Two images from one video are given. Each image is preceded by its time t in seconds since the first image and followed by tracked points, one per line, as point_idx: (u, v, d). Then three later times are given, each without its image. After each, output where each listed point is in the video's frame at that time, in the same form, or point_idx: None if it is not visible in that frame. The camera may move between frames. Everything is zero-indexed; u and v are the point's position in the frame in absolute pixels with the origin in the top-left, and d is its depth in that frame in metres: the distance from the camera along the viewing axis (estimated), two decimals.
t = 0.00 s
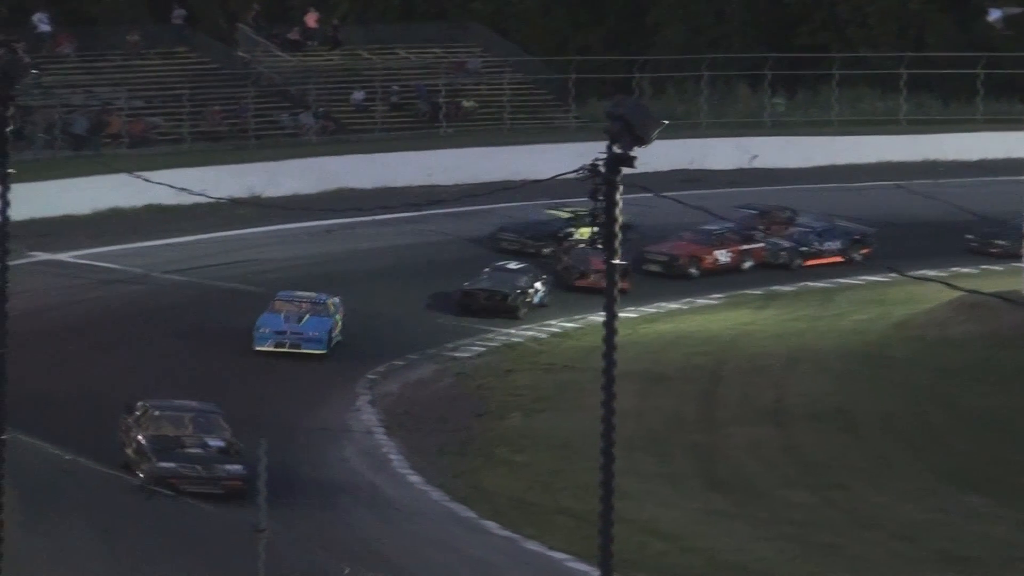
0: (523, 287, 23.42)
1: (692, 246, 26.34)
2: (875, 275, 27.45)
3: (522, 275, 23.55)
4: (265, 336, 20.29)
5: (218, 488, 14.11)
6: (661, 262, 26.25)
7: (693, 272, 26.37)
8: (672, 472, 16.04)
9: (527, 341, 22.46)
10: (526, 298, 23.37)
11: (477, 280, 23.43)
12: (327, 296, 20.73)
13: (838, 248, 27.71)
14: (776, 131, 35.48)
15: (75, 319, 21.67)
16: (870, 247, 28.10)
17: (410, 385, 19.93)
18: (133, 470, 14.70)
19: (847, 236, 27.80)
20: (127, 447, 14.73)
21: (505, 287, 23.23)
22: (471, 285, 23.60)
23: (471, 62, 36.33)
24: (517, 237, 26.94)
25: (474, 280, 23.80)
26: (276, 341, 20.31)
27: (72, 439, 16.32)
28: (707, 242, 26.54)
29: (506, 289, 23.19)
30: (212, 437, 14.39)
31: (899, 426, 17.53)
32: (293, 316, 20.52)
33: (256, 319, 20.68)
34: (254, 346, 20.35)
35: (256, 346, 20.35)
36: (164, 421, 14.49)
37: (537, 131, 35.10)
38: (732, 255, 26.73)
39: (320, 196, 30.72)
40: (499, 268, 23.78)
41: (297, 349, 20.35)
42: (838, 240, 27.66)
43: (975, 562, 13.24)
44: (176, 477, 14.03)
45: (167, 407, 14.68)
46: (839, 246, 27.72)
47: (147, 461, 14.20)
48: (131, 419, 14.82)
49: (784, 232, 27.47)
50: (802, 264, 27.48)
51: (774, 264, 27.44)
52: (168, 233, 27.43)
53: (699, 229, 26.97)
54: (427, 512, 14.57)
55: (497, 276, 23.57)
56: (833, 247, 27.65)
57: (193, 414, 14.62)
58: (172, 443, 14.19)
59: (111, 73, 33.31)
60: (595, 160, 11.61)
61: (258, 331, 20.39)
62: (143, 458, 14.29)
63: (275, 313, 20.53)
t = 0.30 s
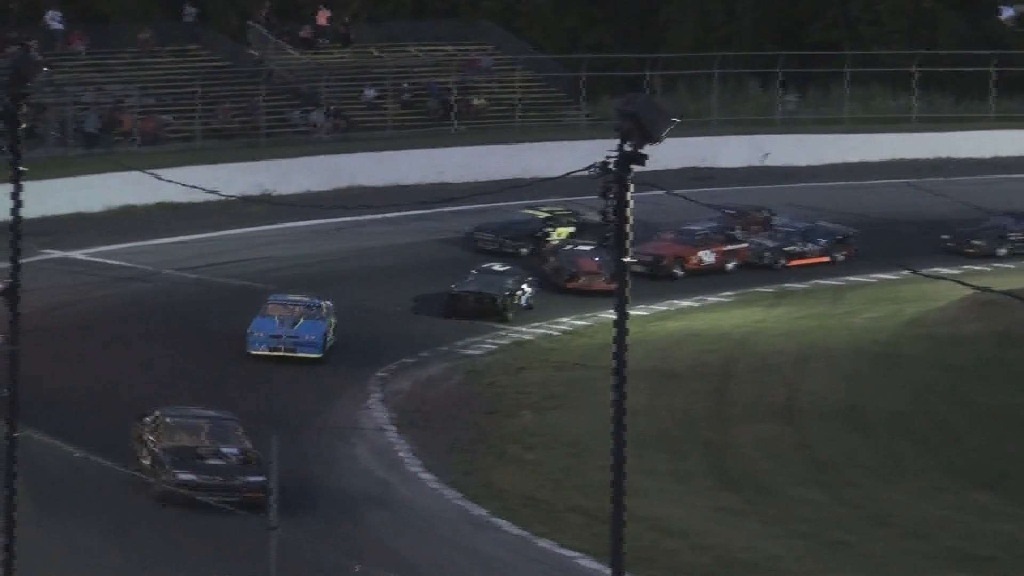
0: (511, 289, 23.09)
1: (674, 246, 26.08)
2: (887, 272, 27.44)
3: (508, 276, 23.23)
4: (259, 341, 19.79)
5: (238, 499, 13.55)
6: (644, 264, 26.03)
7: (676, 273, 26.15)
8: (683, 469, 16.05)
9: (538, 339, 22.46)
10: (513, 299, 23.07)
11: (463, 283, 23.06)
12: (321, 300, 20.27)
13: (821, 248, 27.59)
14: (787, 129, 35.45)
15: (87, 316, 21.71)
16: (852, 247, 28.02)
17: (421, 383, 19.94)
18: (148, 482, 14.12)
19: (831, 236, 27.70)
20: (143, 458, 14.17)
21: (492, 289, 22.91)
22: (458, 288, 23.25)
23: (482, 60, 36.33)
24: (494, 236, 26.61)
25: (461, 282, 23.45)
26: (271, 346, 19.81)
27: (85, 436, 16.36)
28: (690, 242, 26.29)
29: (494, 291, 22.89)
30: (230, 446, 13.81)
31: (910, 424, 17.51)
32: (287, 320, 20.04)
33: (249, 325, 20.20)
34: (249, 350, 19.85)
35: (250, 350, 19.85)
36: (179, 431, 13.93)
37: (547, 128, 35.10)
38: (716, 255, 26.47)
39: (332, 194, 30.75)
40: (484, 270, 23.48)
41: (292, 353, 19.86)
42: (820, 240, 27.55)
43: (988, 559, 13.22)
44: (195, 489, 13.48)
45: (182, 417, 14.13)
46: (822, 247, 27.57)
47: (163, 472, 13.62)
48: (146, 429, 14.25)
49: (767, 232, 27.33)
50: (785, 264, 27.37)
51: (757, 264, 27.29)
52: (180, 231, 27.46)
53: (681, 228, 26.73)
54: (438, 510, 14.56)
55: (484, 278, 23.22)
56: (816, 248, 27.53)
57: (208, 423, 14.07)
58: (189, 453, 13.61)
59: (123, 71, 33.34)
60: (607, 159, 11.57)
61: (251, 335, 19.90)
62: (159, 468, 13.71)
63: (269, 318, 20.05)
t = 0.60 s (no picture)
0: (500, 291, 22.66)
1: (662, 246, 25.59)
2: (899, 271, 27.42)
3: (497, 278, 22.76)
4: (257, 346, 19.45)
5: (260, 512, 13.19)
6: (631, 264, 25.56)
7: (663, 274, 25.68)
8: (695, 467, 16.03)
9: (550, 337, 22.46)
10: (503, 302, 22.64)
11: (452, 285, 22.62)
12: (317, 303, 19.89)
13: (806, 248, 27.40)
14: (800, 127, 35.41)
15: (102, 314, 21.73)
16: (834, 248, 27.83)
17: (432, 380, 19.95)
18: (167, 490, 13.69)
19: (814, 236, 27.49)
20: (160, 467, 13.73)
21: (482, 292, 22.48)
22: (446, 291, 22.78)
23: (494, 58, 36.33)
24: (472, 236, 26.46)
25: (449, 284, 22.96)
26: (269, 351, 19.47)
27: (99, 434, 16.36)
28: (676, 242, 25.83)
29: (485, 294, 22.45)
30: (249, 456, 13.40)
31: (923, 421, 17.49)
32: (284, 324, 19.68)
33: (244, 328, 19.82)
34: (246, 355, 19.51)
35: (247, 355, 19.51)
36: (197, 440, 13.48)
37: (559, 125, 35.09)
38: (702, 256, 26.08)
39: (344, 191, 30.77)
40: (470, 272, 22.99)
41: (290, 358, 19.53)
42: (804, 240, 27.36)
43: (999, 557, 13.22)
44: (216, 502, 13.09)
45: (199, 425, 13.66)
46: (807, 246, 27.40)
47: (183, 485, 13.19)
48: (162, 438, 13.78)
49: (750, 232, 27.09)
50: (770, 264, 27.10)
51: (742, 264, 26.95)
52: (192, 229, 27.45)
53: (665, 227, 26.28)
54: (450, 508, 14.58)
55: (472, 281, 22.75)
56: (800, 248, 27.34)
57: (227, 431, 13.62)
58: (209, 464, 13.19)
59: (134, 69, 33.38)
60: (619, 157, 11.53)
61: (248, 339, 19.55)
62: (178, 480, 13.28)
63: (264, 321, 19.68)
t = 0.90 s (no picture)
0: (491, 294, 22.37)
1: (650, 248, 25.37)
2: (914, 268, 27.41)
3: (488, 282, 22.50)
4: (257, 350, 19.02)
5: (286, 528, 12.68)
6: (619, 266, 25.32)
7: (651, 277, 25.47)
8: (708, 465, 16.04)
9: (564, 335, 22.46)
10: (495, 306, 22.35)
11: (443, 289, 22.29)
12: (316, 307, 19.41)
13: (792, 248, 27.24)
14: (814, 124, 35.38)
15: (118, 312, 21.78)
16: (819, 248, 27.65)
17: (446, 378, 19.98)
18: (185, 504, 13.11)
19: (800, 237, 27.32)
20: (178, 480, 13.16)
21: (473, 295, 22.13)
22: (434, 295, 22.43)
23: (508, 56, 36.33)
24: (454, 236, 26.09)
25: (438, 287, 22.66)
26: (269, 357, 19.04)
27: (115, 432, 16.39)
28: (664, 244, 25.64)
29: (475, 298, 22.11)
30: (275, 469, 12.86)
31: (937, 419, 17.47)
32: (284, 328, 19.22)
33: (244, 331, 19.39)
34: (246, 359, 19.10)
35: (248, 359, 19.10)
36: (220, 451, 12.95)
37: (573, 123, 35.09)
38: (690, 257, 25.86)
39: (358, 189, 30.80)
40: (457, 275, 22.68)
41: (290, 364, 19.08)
42: (790, 240, 27.16)
43: (1014, 556, 13.21)
44: (243, 517, 12.54)
45: (220, 437, 13.13)
46: (793, 247, 27.26)
47: (207, 498, 12.63)
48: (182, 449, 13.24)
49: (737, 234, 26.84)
50: (758, 265, 26.85)
51: (731, 265, 26.77)
52: (207, 227, 27.49)
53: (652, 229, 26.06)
54: (464, 506, 14.58)
55: (461, 285, 22.43)
56: (787, 248, 27.15)
57: (250, 442, 13.09)
58: (235, 478, 12.62)
59: (149, 67, 33.44)
60: (633, 154, 11.49)
61: (247, 344, 19.12)
62: (200, 494, 12.71)
63: (264, 324, 19.23)
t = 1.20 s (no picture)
0: (482, 299, 21.73)
1: (634, 250, 25.21)
2: (938, 266, 27.38)
3: (478, 287, 21.85)
4: (260, 360, 18.42)
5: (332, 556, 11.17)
6: (605, 268, 25.04)
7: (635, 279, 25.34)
8: (730, 464, 15.98)
9: (586, 332, 22.47)
10: (487, 311, 21.73)
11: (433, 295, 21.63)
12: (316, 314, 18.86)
13: (776, 250, 26.86)
14: (837, 122, 35.35)
15: (143, 310, 21.79)
16: (802, 250, 27.34)
17: (469, 375, 20.01)
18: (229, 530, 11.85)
19: (784, 239, 26.94)
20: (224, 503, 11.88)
21: (465, 299, 21.51)
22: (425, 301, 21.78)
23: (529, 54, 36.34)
24: (428, 238, 25.76)
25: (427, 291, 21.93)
26: (272, 366, 18.46)
27: (139, 431, 16.37)
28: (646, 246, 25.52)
29: (469, 301, 21.49)
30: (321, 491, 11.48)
31: (959, 417, 17.43)
32: (284, 335, 18.63)
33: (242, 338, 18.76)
34: (248, 368, 18.49)
35: (250, 369, 18.49)
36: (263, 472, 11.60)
37: (595, 121, 35.09)
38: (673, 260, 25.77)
39: (381, 186, 30.84)
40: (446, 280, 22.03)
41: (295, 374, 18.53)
42: (773, 242, 26.77)
43: None
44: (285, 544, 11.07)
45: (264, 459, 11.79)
46: (777, 249, 26.87)
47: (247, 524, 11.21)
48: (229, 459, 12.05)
49: (721, 236, 26.40)
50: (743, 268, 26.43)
51: (715, 269, 26.33)
52: (230, 225, 27.52)
53: (633, 232, 25.81)
54: (485, 503, 14.58)
55: (452, 289, 21.79)
56: (770, 250, 26.75)
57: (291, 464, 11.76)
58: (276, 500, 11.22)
59: (172, 63, 33.51)
60: (655, 152, 11.45)
61: (249, 353, 18.49)
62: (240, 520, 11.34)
63: (264, 332, 18.62)
